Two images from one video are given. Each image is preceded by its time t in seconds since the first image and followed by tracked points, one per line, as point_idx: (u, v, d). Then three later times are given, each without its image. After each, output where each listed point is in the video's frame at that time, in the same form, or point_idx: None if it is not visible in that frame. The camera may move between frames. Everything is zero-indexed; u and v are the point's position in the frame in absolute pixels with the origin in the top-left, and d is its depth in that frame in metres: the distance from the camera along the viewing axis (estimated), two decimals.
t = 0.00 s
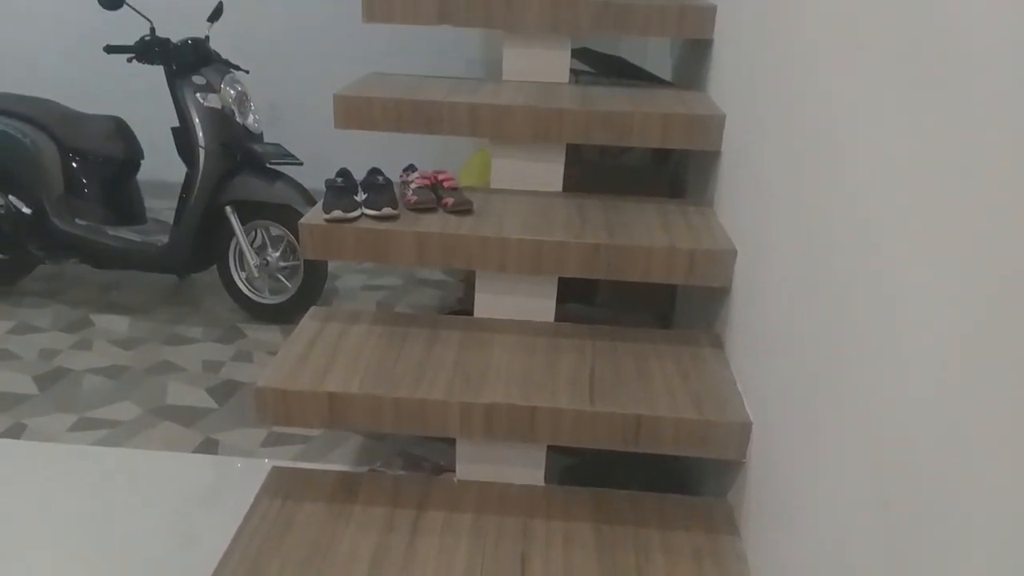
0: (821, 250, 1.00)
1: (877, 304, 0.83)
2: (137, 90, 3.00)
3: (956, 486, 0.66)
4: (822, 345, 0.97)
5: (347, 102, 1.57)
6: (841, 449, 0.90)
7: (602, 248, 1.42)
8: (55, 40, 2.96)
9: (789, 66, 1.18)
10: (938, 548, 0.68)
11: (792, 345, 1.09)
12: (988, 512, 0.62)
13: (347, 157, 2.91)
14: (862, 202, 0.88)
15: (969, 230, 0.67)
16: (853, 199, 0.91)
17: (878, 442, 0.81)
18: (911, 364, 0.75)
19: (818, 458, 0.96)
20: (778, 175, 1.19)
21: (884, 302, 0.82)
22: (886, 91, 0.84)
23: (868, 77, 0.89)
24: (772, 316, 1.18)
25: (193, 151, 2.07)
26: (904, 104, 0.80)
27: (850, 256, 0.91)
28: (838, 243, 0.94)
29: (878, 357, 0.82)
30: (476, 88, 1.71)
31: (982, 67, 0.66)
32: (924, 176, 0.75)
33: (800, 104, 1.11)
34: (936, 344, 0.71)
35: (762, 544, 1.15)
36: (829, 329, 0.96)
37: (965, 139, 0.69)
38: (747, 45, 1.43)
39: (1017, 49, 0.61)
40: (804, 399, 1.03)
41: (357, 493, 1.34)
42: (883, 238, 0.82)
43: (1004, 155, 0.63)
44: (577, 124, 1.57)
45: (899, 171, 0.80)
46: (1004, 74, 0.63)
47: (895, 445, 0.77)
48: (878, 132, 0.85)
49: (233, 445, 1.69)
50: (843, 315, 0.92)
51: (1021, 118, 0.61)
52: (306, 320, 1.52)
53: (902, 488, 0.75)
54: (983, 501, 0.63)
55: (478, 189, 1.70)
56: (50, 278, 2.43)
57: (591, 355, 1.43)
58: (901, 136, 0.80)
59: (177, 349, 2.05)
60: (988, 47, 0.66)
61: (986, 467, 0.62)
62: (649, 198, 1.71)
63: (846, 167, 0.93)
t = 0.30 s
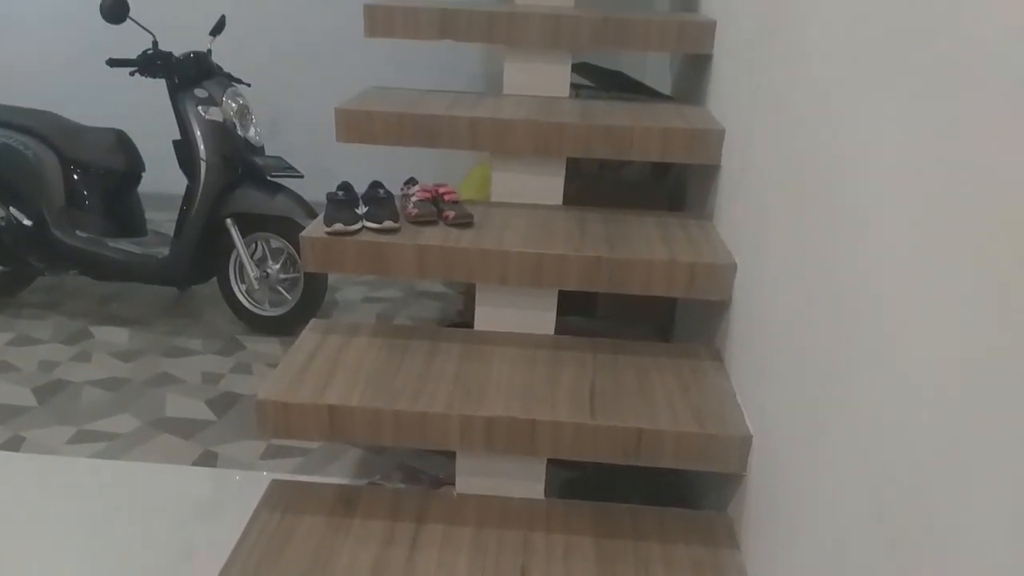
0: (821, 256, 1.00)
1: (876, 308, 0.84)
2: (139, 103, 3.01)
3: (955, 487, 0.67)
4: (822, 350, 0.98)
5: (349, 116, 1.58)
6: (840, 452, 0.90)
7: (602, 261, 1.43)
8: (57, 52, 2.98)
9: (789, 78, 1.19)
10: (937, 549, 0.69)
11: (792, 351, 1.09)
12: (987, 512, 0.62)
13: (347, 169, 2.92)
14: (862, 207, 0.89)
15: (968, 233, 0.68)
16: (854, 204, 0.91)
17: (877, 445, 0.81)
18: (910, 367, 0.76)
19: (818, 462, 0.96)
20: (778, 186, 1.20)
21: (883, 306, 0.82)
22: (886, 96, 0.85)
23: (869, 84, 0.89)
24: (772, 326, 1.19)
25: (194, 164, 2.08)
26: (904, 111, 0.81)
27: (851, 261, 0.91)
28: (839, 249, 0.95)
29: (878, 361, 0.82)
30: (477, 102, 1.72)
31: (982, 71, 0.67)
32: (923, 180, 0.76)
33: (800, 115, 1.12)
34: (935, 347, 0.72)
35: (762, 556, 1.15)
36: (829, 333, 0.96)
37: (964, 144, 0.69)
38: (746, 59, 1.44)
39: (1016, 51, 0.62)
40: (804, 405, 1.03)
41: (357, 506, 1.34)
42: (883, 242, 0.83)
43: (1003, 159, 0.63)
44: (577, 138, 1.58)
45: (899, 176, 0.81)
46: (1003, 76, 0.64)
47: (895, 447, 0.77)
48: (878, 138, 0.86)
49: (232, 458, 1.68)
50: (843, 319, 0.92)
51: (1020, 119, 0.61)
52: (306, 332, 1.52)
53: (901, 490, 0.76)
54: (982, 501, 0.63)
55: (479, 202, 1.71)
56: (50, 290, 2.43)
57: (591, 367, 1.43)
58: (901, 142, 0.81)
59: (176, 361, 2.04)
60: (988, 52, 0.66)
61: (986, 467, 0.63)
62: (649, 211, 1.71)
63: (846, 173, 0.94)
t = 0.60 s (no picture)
0: (829, 263, 1.01)
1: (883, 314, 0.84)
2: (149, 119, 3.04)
3: (963, 490, 0.67)
4: (830, 356, 0.98)
5: (358, 132, 1.59)
6: (849, 459, 0.90)
7: (610, 275, 1.43)
8: (63, 70, 2.97)
9: (795, 90, 1.19)
10: (943, 549, 0.69)
11: (799, 357, 1.10)
12: (994, 515, 0.63)
13: (356, 183, 2.94)
14: (869, 213, 0.89)
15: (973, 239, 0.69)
16: (860, 211, 0.92)
17: (885, 450, 0.81)
18: (917, 372, 0.76)
19: (827, 468, 0.97)
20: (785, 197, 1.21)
21: (890, 311, 0.83)
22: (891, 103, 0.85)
23: (874, 92, 0.90)
24: (781, 337, 1.19)
25: (205, 179, 2.10)
26: (909, 118, 0.81)
27: (858, 267, 0.92)
28: (846, 256, 0.95)
29: (884, 366, 0.83)
30: (484, 117, 1.73)
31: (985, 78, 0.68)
32: (928, 186, 0.76)
33: (806, 126, 1.13)
34: (941, 351, 0.72)
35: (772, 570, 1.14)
36: (837, 340, 0.97)
37: (968, 150, 0.70)
38: (752, 74, 1.45)
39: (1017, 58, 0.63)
40: (811, 410, 1.04)
41: (366, 521, 1.34)
42: (889, 249, 0.84)
43: (1006, 165, 0.64)
44: (584, 152, 1.59)
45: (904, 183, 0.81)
46: (1005, 82, 0.64)
47: (902, 452, 0.78)
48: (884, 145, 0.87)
49: (242, 472, 1.68)
50: (851, 325, 0.93)
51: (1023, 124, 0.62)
52: (315, 346, 1.53)
53: (909, 494, 0.76)
54: (989, 504, 0.63)
55: (487, 216, 1.71)
56: (61, 305, 2.44)
57: (600, 381, 1.43)
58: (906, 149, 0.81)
59: (186, 376, 2.05)
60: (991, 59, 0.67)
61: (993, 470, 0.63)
62: (657, 225, 1.72)
63: (853, 180, 0.95)
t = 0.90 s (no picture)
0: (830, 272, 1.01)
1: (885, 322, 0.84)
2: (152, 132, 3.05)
3: (964, 496, 0.67)
4: (832, 362, 0.98)
5: (361, 146, 1.60)
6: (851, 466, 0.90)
7: (611, 289, 1.43)
8: (65, 84, 2.97)
9: (795, 102, 1.20)
10: (943, 551, 0.69)
11: (801, 364, 1.10)
12: (995, 523, 0.63)
13: (358, 196, 2.94)
14: (870, 221, 0.89)
15: (974, 249, 0.69)
16: (861, 218, 0.92)
17: (886, 458, 0.81)
18: (919, 381, 0.76)
19: (829, 476, 0.96)
20: (786, 208, 1.21)
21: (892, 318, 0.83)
22: (892, 111, 0.86)
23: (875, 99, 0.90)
24: (783, 348, 1.19)
25: (207, 193, 2.10)
26: (908, 124, 0.82)
27: (860, 274, 0.92)
28: (848, 263, 0.95)
29: (886, 373, 0.83)
30: (487, 131, 1.74)
31: (985, 89, 0.68)
32: (929, 195, 0.77)
33: (807, 136, 1.13)
34: (941, 359, 0.72)
35: None
36: (838, 347, 0.97)
37: (968, 156, 0.71)
38: (752, 89, 1.46)
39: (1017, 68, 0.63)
40: (813, 416, 1.04)
41: (367, 535, 1.33)
42: (891, 256, 0.84)
43: (1005, 170, 0.64)
44: (585, 166, 1.59)
45: (906, 191, 0.81)
46: (1006, 92, 0.65)
47: (904, 462, 0.78)
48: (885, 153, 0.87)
49: (242, 486, 1.68)
50: (852, 333, 0.93)
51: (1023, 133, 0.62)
52: (316, 360, 1.53)
53: (911, 504, 0.76)
54: (991, 516, 0.63)
55: (488, 230, 1.72)
56: (63, 318, 2.44)
57: (601, 396, 1.43)
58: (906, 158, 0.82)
59: (187, 389, 2.05)
60: (991, 70, 0.67)
61: (994, 481, 0.63)
62: (658, 239, 1.72)
63: (853, 188, 0.95)
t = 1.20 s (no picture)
0: (830, 282, 1.01)
1: (886, 331, 0.85)
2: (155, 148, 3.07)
3: (966, 497, 0.68)
4: (832, 372, 0.99)
5: (362, 162, 1.61)
6: (852, 475, 0.90)
7: (612, 305, 1.43)
8: (68, 100, 2.99)
9: (795, 117, 1.20)
10: (946, 553, 0.70)
11: (801, 372, 1.10)
12: (997, 524, 0.63)
13: (359, 212, 2.95)
14: (870, 230, 0.90)
15: (973, 259, 0.69)
16: (862, 228, 0.93)
17: (887, 467, 0.82)
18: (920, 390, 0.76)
19: (830, 487, 0.97)
20: (786, 223, 1.21)
21: (892, 327, 0.83)
22: (891, 118, 0.87)
23: (874, 111, 0.91)
24: (784, 363, 1.19)
25: (209, 208, 2.11)
26: (907, 131, 0.83)
27: (860, 284, 0.92)
28: (848, 273, 0.96)
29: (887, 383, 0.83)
30: (488, 148, 1.75)
31: (984, 102, 0.69)
32: (928, 205, 0.77)
33: (807, 149, 1.14)
34: (943, 361, 0.73)
35: None
36: (839, 357, 0.97)
37: (967, 161, 0.71)
38: (752, 107, 1.47)
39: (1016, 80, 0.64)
40: (813, 423, 1.04)
41: (366, 552, 1.33)
42: (891, 266, 0.84)
43: (1004, 174, 0.65)
44: (585, 183, 1.60)
45: (905, 201, 0.82)
46: (1005, 104, 0.65)
47: (905, 471, 0.78)
48: (884, 164, 0.88)
49: (241, 502, 1.67)
50: (852, 343, 0.93)
51: (1021, 144, 0.63)
52: (316, 376, 1.53)
53: (912, 513, 0.76)
54: (993, 517, 0.63)
55: (489, 246, 1.72)
56: (63, 333, 2.45)
57: (602, 413, 1.42)
58: (906, 169, 0.82)
59: (187, 405, 2.05)
60: (989, 83, 0.68)
61: (995, 489, 0.64)
62: (658, 255, 1.72)
63: (854, 199, 0.95)
